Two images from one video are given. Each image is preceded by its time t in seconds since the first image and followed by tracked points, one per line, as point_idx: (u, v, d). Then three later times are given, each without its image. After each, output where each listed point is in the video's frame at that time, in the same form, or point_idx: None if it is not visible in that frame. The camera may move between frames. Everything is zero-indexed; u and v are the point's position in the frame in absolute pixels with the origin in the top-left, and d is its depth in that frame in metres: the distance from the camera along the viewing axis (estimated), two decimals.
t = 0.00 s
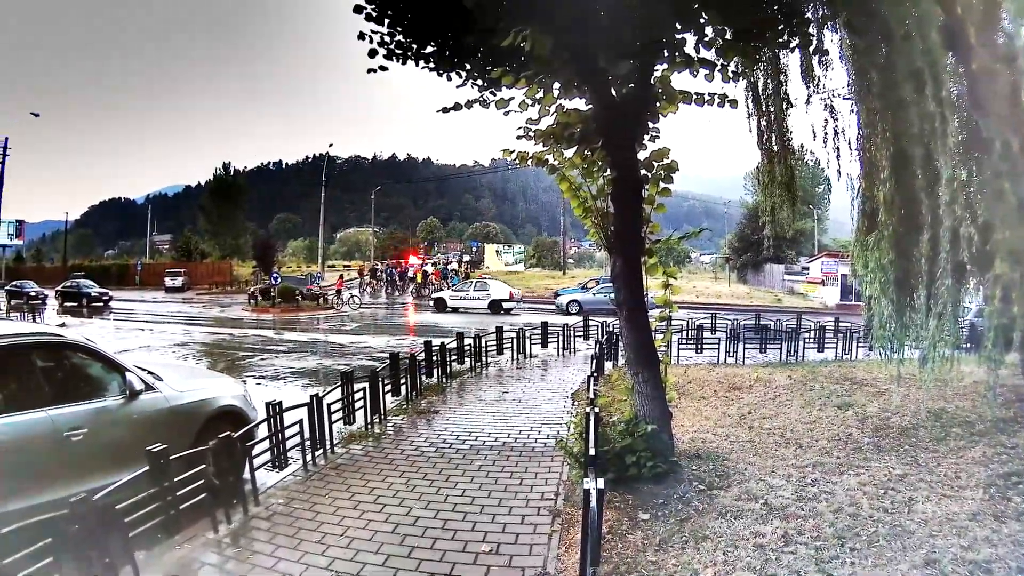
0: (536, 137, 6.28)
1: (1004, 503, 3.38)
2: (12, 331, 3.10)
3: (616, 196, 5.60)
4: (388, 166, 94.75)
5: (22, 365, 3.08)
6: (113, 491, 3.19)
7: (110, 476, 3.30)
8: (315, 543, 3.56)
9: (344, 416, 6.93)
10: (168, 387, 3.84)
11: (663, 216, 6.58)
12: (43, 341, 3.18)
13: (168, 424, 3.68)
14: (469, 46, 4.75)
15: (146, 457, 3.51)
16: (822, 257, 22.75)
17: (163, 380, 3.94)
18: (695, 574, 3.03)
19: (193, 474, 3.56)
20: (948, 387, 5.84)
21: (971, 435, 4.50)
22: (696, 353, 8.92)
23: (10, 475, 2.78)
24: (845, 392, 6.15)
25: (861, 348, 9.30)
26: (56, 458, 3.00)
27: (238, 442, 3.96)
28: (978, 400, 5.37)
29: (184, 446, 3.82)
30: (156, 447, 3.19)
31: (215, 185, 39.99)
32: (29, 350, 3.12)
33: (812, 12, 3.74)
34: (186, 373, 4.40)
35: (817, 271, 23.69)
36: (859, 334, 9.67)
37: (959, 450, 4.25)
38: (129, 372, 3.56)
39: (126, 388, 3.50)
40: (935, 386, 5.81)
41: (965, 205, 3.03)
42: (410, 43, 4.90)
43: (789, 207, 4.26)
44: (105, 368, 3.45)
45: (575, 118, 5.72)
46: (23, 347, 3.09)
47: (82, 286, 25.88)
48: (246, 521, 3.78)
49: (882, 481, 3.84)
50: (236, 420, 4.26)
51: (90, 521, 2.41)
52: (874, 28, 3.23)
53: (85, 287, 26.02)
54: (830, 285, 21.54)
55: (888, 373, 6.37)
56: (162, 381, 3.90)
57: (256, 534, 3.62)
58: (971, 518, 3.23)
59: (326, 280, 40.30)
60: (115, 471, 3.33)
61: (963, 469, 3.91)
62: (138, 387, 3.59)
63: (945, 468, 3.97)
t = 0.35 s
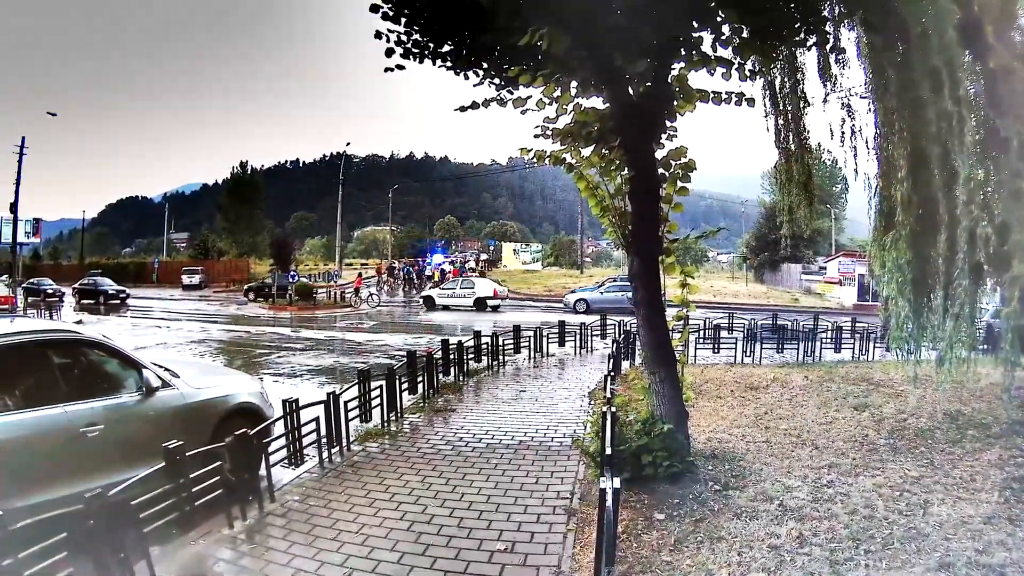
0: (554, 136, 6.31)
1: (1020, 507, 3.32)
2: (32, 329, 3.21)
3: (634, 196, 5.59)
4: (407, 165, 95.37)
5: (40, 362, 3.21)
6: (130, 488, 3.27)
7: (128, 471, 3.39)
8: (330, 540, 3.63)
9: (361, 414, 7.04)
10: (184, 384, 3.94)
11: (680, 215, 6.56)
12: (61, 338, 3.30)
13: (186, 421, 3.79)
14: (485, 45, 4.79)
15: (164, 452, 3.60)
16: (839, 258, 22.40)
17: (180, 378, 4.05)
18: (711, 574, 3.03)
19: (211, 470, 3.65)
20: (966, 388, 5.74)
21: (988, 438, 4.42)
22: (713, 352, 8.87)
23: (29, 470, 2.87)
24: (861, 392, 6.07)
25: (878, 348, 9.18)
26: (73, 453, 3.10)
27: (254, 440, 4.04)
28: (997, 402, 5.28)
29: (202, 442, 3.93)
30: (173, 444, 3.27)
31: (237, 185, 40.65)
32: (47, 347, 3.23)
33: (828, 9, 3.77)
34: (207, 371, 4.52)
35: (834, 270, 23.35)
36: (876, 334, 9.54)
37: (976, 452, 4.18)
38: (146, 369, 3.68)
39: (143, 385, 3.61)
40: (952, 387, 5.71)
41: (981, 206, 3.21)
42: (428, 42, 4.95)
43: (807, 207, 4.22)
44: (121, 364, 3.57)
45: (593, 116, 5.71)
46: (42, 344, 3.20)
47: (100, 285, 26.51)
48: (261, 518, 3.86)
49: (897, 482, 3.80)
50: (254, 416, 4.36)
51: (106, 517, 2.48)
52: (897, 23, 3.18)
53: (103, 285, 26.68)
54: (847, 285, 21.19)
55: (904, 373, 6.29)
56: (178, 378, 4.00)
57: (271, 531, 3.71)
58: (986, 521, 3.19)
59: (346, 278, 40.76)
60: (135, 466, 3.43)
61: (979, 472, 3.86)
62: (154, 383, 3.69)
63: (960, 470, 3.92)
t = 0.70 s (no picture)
0: (572, 134, 6.32)
1: None
2: (50, 326, 3.29)
3: (653, 196, 5.58)
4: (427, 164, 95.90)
5: (57, 359, 3.31)
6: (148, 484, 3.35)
7: (143, 469, 3.47)
8: (346, 538, 3.70)
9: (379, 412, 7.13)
10: (202, 382, 4.03)
11: (699, 215, 6.51)
12: (80, 336, 3.38)
13: (204, 418, 3.89)
14: (504, 44, 4.84)
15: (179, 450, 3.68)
16: (857, 258, 22.10)
17: (198, 376, 4.14)
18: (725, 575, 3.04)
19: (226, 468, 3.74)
20: (986, 390, 5.64)
21: (1007, 440, 4.35)
22: (731, 352, 8.81)
23: (44, 466, 2.95)
24: (879, 394, 6.00)
25: (897, 349, 9.05)
26: (92, 450, 3.19)
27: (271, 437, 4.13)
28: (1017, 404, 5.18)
29: (219, 438, 4.03)
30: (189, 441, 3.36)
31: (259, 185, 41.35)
32: (65, 344, 3.31)
33: (845, 8, 3.74)
34: (226, 369, 4.62)
35: (851, 270, 23.03)
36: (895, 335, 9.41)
37: (995, 455, 4.11)
38: (164, 366, 3.75)
39: (161, 383, 3.69)
40: (972, 388, 5.62)
41: (999, 206, 3.33)
42: (446, 42, 5.01)
43: (825, 207, 4.18)
44: (139, 362, 3.64)
45: (611, 115, 5.72)
46: (60, 341, 3.28)
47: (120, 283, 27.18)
48: (277, 515, 3.94)
49: (914, 485, 3.76)
50: (271, 413, 4.45)
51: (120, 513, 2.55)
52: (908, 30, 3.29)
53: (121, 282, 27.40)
54: (866, 286, 20.87)
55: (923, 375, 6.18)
56: (196, 376, 4.09)
57: (287, 528, 3.78)
58: (1004, 525, 3.15)
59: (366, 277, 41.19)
60: (153, 461, 3.53)
61: (997, 475, 3.80)
62: (172, 381, 3.77)
63: (978, 473, 3.86)
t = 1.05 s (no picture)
0: (595, 134, 6.37)
1: None
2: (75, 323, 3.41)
3: (678, 195, 5.55)
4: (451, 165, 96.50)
5: (82, 354, 3.37)
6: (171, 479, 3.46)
7: (168, 462, 3.61)
8: (367, 536, 3.78)
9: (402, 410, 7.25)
10: (225, 379, 4.15)
11: (722, 216, 6.46)
12: (102, 332, 3.47)
13: (227, 414, 4.00)
14: (528, 44, 4.89)
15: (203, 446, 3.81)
16: (880, 260, 21.75)
17: (222, 373, 4.26)
18: None
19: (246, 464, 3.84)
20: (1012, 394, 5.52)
21: None
22: (754, 354, 8.73)
23: (68, 461, 3.08)
24: (902, 397, 5.91)
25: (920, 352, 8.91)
26: (116, 444, 3.31)
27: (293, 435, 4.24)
28: None
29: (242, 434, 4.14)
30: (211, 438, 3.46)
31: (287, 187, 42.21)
32: (88, 340, 3.40)
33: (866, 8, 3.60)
34: (250, 366, 4.76)
35: (874, 272, 22.65)
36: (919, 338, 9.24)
37: (1020, 462, 4.02)
38: (187, 363, 3.86)
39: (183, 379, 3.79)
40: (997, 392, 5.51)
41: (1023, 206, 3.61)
42: (470, 42, 5.08)
43: (849, 208, 4.13)
44: (162, 359, 3.75)
45: (635, 116, 5.73)
46: (82, 337, 3.37)
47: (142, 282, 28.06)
48: (298, 512, 4.05)
49: (936, 491, 3.70)
50: (294, 410, 4.58)
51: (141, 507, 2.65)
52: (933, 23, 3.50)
53: (145, 281, 28.31)
54: (890, 288, 20.50)
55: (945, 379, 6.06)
56: (220, 373, 4.21)
57: (308, 525, 3.88)
58: None
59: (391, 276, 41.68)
60: (176, 456, 3.66)
61: (1021, 482, 3.72)
62: (194, 378, 3.88)
63: (1000, 479, 3.78)
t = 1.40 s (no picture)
0: (618, 135, 6.40)
1: None
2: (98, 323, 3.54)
3: (699, 195, 5.53)
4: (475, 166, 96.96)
5: (105, 354, 3.49)
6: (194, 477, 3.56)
7: (190, 461, 3.71)
8: (387, 535, 3.87)
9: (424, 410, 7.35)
10: (248, 378, 4.27)
11: (746, 216, 6.41)
12: (124, 332, 3.59)
13: (248, 414, 4.11)
14: (548, 45, 4.94)
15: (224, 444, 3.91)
16: (903, 261, 21.42)
17: (245, 371, 4.39)
18: None
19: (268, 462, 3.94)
20: None
21: None
22: (777, 356, 8.65)
23: (92, 457, 3.18)
24: (926, 399, 5.82)
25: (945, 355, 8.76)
26: (138, 442, 3.42)
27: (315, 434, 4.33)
28: None
29: (263, 434, 4.25)
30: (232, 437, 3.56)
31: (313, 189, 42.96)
32: (111, 339, 3.52)
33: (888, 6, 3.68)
34: (272, 366, 4.89)
35: (898, 274, 22.32)
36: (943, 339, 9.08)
37: None
38: (209, 363, 3.98)
39: (205, 378, 3.92)
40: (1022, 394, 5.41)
41: None
42: (492, 44, 5.14)
43: (872, 209, 4.07)
44: (184, 358, 3.88)
45: (657, 116, 5.72)
46: (105, 336, 3.49)
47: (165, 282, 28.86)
48: (320, 510, 4.15)
49: (956, 495, 3.66)
50: (316, 411, 4.68)
51: (160, 505, 2.78)
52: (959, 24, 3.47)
53: (167, 281, 29.14)
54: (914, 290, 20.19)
55: (970, 382, 5.95)
56: (244, 372, 4.33)
57: (328, 523, 3.98)
58: None
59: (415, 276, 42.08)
60: (198, 456, 3.76)
61: None
62: (216, 377, 3.99)
63: None
